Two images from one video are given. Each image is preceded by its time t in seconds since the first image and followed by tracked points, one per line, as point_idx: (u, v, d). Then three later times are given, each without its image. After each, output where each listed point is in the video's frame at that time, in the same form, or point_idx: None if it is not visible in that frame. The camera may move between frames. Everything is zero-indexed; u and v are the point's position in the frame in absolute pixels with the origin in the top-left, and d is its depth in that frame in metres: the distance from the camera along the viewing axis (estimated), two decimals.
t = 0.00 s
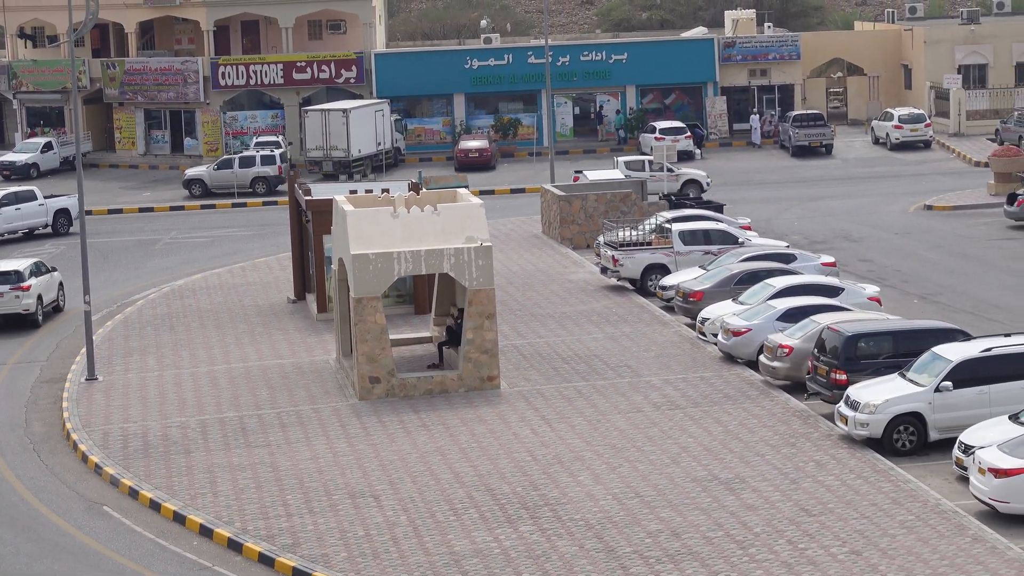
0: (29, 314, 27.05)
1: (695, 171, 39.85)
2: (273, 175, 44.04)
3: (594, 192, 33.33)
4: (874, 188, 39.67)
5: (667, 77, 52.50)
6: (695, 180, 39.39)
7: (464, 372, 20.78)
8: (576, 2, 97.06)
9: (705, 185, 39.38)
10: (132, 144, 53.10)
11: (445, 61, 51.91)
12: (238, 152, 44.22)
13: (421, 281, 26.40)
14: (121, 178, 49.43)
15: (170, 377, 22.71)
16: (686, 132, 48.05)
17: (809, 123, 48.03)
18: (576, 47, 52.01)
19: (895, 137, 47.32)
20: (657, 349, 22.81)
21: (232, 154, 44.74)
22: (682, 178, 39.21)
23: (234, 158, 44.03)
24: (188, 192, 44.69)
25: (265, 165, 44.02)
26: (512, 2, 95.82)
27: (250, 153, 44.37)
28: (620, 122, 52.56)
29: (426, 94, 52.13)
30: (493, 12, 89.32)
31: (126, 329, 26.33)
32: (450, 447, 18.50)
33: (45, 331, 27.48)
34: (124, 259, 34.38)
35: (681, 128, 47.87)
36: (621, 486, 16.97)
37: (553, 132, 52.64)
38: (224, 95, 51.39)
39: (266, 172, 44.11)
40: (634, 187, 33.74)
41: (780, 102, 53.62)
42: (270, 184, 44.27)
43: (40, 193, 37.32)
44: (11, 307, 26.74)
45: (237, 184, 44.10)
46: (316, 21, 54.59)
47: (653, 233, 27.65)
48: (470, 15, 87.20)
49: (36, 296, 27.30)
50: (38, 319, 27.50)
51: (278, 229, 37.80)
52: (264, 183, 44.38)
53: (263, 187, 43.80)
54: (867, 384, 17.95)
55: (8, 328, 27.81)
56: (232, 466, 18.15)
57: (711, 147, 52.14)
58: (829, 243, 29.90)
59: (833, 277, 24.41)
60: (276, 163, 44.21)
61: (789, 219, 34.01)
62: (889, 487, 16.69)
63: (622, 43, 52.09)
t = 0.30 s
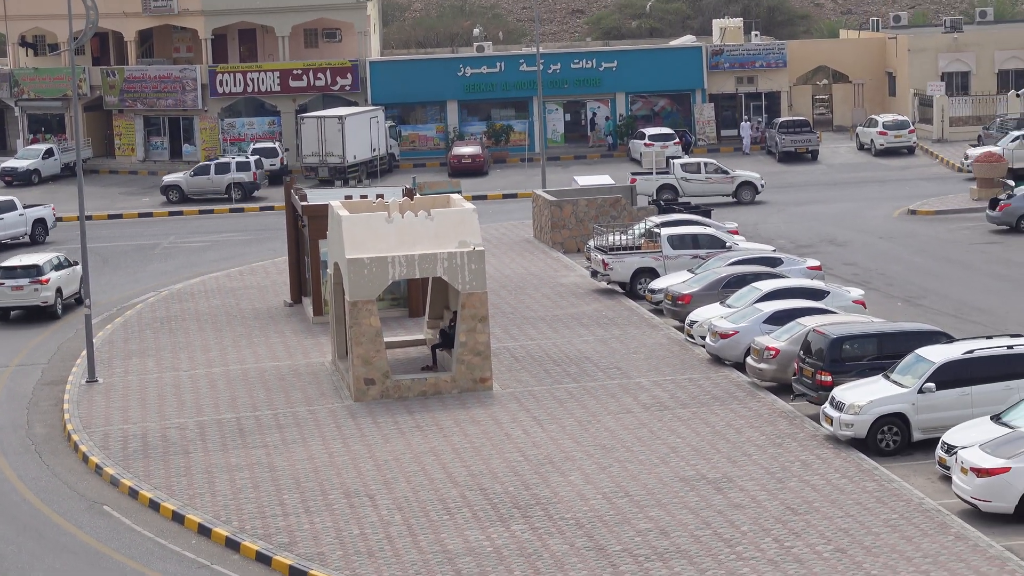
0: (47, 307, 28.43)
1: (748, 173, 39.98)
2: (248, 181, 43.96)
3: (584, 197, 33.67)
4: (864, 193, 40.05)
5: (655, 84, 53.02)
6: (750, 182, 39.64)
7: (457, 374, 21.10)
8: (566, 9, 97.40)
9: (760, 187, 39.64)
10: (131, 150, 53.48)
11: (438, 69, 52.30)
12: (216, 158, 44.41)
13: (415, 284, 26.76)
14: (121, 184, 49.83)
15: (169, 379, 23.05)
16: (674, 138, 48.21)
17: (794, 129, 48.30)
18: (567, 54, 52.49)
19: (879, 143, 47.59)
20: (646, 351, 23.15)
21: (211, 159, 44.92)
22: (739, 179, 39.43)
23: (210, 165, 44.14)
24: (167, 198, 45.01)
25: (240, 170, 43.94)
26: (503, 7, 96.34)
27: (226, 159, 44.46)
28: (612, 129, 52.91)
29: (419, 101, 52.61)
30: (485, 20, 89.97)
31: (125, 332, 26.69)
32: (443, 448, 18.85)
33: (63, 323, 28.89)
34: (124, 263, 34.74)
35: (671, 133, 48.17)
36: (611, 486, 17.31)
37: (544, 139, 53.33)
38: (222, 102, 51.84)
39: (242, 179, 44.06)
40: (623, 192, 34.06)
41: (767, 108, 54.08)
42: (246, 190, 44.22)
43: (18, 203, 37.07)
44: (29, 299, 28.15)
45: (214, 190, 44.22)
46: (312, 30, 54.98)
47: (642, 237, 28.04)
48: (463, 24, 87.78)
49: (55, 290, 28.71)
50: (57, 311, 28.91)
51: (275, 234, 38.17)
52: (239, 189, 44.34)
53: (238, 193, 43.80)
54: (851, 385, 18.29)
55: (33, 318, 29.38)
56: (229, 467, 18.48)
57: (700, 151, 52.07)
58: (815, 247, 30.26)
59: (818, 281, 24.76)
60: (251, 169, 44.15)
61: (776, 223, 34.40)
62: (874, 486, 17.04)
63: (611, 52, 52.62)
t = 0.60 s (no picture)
0: (74, 299, 30.26)
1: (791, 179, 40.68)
2: (227, 191, 45.14)
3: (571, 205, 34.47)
4: (849, 201, 40.83)
5: (637, 98, 53.75)
6: (793, 188, 40.27)
7: (448, 375, 21.90)
8: (553, 24, 97.84)
9: (803, 193, 40.27)
10: (137, 160, 54.26)
11: (430, 82, 53.08)
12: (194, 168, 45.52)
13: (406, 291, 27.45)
14: (127, 191, 50.68)
15: (172, 379, 23.86)
16: (657, 148, 49.14)
17: (771, 140, 48.83)
18: (554, 68, 53.14)
19: (852, 154, 48.54)
20: (631, 353, 23.93)
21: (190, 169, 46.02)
22: (781, 186, 40.07)
23: (190, 174, 45.25)
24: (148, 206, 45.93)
25: (221, 179, 45.18)
26: (492, 22, 97.30)
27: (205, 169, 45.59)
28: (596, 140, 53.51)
29: (412, 113, 53.35)
30: (475, 36, 91.16)
31: (130, 333, 27.53)
32: (435, 445, 19.65)
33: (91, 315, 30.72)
34: (130, 268, 35.57)
35: (653, 145, 48.98)
36: (596, 482, 18.09)
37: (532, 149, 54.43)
38: (223, 114, 52.79)
39: (221, 187, 45.24)
40: (608, 201, 34.85)
41: (745, 120, 55.01)
42: (225, 199, 45.36)
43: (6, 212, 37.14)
44: (57, 292, 29.99)
45: (195, 199, 45.32)
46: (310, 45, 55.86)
47: (625, 244, 28.70)
48: (453, 39, 88.70)
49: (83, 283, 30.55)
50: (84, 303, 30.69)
51: (276, 240, 39.02)
52: (219, 198, 45.47)
53: (218, 201, 44.97)
54: (826, 386, 19.07)
55: (63, 310, 31.21)
56: (230, 463, 19.28)
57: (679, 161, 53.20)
58: (792, 253, 31.05)
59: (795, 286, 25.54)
60: (230, 178, 45.35)
61: (758, 230, 35.21)
62: (847, 483, 17.80)
63: (597, 65, 53.36)
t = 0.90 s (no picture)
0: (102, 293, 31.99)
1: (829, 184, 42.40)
2: (209, 199, 46.03)
3: (557, 213, 35.40)
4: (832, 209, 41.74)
5: (622, 110, 54.70)
6: (831, 193, 41.97)
7: (439, 374, 22.80)
8: (540, 40, 98.24)
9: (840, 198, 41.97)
10: (142, 169, 55.27)
11: (422, 95, 54.37)
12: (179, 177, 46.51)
13: (400, 293, 28.39)
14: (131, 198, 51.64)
15: (176, 378, 24.77)
16: (639, 158, 50.39)
17: (748, 150, 50.07)
18: (540, 81, 54.07)
19: (825, 163, 49.53)
20: (614, 353, 24.83)
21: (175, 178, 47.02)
22: (820, 190, 41.78)
23: (173, 183, 46.22)
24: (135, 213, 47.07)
25: (201, 188, 46.04)
26: (481, 37, 98.32)
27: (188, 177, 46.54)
28: (580, 149, 54.47)
29: (405, 124, 54.55)
30: (465, 50, 92.51)
31: (136, 334, 28.46)
32: (426, 441, 20.54)
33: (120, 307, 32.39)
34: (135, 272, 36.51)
35: (635, 154, 50.22)
36: (580, 477, 18.97)
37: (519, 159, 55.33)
38: (227, 125, 53.65)
39: (203, 196, 46.12)
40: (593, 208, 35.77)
41: (723, 132, 56.00)
42: (207, 207, 46.25)
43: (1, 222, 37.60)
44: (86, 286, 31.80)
45: (178, 207, 46.28)
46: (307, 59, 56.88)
47: (609, 249, 29.77)
48: (444, 54, 89.67)
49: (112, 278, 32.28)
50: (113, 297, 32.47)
51: (275, 245, 39.96)
52: (201, 206, 46.38)
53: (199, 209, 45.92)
54: (800, 385, 19.94)
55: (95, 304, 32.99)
56: (231, 459, 20.17)
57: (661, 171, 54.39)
58: (767, 258, 31.95)
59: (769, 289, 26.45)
60: (211, 187, 46.18)
61: (742, 236, 36.11)
62: (819, 477, 18.67)
63: (581, 78, 54.35)
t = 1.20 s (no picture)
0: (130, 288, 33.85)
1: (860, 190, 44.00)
2: (194, 207, 47.47)
3: (543, 219, 36.52)
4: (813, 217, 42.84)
5: (608, 122, 55.79)
6: (863, 198, 43.48)
7: (432, 372, 23.82)
8: (527, 56, 99.90)
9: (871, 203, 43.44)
10: (150, 178, 56.08)
11: (415, 107, 55.30)
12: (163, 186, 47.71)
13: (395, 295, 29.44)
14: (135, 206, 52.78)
15: (182, 375, 25.86)
16: (621, 167, 51.27)
17: (726, 161, 51.18)
18: (528, 94, 55.30)
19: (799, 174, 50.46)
20: (598, 353, 25.88)
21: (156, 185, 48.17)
22: (851, 196, 43.29)
23: (160, 191, 47.45)
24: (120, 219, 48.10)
25: (188, 196, 47.47)
26: (472, 53, 99.93)
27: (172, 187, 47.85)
28: (566, 159, 55.82)
29: (400, 134, 55.46)
30: (457, 64, 94.18)
31: (143, 334, 29.56)
32: (419, 436, 21.58)
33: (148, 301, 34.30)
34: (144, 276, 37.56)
35: (617, 163, 51.12)
36: (565, 470, 19.99)
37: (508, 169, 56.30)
38: (229, 135, 54.92)
39: (189, 204, 47.54)
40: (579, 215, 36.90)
41: (700, 143, 57.15)
42: (192, 214, 47.70)
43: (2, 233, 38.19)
44: (115, 281, 33.67)
45: (165, 214, 47.58)
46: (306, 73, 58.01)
47: (592, 254, 30.86)
48: (436, 69, 91.14)
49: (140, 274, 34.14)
50: (142, 292, 34.59)
51: (275, 250, 41.07)
52: (186, 213, 47.78)
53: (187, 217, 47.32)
54: (773, 383, 21.01)
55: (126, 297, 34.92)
56: (233, 453, 21.22)
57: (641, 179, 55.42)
58: (742, 263, 33.02)
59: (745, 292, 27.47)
60: (196, 194, 47.65)
61: (723, 242, 37.19)
62: (791, 470, 19.67)
63: (567, 92, 55.51)
